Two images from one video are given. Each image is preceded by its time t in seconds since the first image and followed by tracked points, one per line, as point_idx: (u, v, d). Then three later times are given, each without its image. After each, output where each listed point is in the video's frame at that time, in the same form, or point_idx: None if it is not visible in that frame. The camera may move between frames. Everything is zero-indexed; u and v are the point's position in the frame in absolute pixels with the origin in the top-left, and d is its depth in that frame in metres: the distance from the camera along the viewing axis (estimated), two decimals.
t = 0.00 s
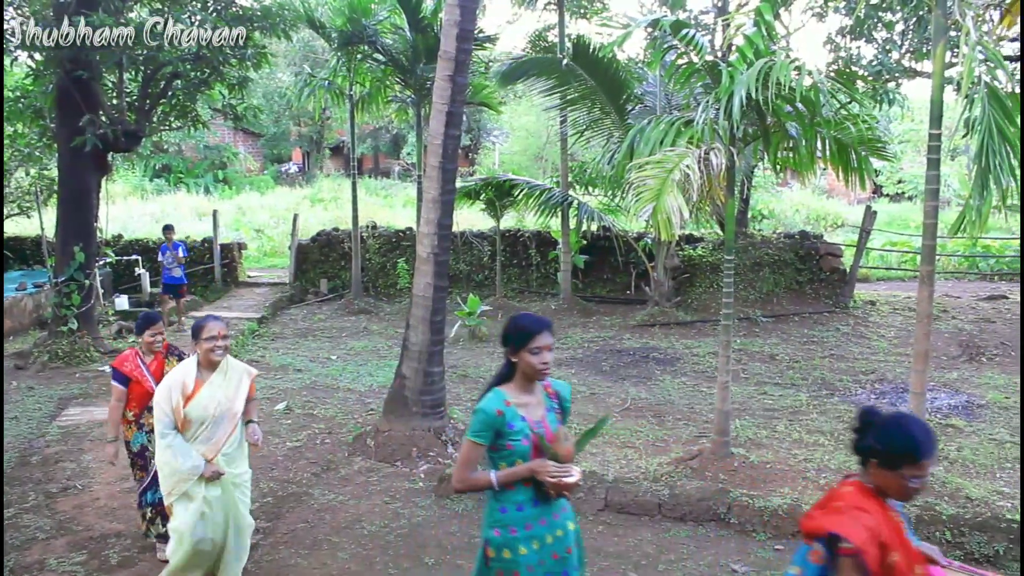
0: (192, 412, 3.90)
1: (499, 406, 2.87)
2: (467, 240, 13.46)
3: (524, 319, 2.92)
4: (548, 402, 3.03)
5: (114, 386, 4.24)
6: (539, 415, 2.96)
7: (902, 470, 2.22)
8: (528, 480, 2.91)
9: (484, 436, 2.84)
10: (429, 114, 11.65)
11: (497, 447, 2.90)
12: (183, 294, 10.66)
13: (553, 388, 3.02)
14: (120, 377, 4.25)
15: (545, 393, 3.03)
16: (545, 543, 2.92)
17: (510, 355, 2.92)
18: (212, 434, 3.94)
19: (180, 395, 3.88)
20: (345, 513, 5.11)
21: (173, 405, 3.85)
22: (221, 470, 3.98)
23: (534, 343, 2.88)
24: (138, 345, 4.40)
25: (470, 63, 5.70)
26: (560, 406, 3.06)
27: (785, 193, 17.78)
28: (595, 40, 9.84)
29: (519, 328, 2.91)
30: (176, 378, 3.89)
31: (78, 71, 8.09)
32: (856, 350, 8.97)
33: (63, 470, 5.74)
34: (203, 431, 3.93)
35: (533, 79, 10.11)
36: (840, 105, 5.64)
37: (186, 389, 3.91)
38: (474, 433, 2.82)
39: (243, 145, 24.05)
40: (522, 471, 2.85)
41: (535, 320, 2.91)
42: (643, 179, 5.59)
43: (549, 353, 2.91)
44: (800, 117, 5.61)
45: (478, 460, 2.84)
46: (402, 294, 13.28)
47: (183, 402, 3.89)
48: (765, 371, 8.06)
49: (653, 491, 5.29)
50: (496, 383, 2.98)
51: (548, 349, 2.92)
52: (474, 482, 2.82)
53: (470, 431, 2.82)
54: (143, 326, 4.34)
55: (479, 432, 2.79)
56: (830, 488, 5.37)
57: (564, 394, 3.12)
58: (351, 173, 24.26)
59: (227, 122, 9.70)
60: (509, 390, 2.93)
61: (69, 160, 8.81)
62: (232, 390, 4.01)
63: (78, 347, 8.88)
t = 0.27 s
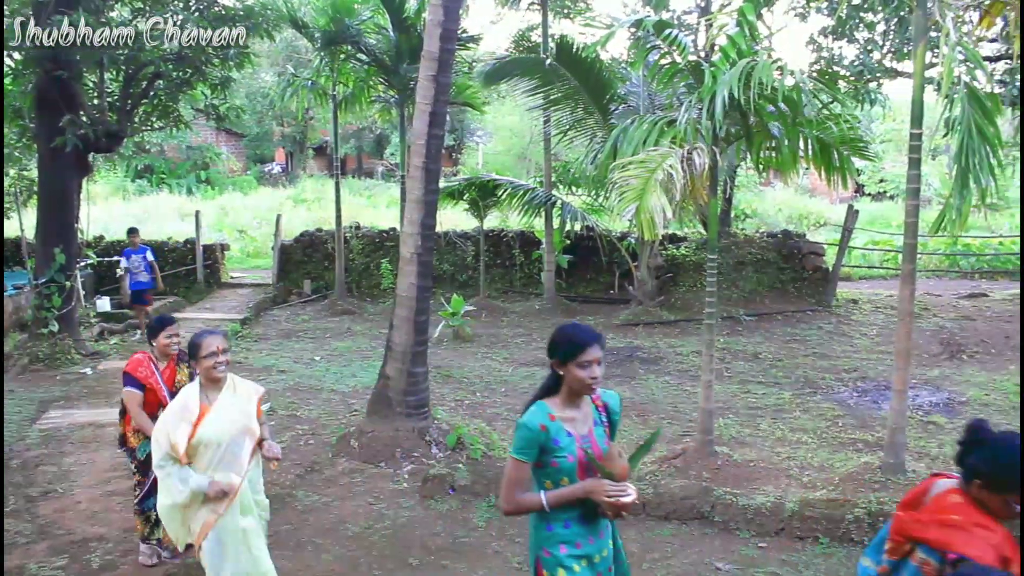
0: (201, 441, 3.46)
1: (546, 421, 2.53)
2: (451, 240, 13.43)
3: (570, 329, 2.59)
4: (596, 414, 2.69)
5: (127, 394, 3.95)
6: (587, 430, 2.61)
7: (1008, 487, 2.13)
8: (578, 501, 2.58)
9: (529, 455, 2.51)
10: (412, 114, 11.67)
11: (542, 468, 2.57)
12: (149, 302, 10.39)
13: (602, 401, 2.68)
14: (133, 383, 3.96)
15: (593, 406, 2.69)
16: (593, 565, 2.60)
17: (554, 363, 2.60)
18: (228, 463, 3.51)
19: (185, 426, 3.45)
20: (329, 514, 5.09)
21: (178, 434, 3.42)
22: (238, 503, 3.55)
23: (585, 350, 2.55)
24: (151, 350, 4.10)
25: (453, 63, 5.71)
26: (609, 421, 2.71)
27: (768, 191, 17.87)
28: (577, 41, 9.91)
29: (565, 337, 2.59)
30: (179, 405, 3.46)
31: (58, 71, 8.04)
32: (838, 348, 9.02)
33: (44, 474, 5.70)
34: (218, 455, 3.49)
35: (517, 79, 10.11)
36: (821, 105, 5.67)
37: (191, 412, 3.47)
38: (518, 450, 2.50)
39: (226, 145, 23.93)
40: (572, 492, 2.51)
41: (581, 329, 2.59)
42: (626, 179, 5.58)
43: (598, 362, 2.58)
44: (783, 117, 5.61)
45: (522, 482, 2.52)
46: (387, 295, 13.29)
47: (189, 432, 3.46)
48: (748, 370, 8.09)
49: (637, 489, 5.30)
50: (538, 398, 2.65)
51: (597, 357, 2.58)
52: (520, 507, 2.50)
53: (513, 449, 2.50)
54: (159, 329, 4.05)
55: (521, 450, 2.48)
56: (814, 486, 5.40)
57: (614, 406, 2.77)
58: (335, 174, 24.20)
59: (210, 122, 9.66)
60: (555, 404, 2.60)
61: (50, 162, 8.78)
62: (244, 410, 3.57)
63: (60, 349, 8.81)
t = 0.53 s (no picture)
0: (203, 458, 3.28)
1: (587, 436, 2.43)
2: (411, 240, 13.38)
3: (607, 338, 2.48)
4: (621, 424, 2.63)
5: (123, 376, 4.02)
6: (620, 440, 2.55)
7: None
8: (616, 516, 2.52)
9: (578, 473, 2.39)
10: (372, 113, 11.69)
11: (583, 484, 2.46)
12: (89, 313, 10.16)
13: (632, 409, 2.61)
14: (130, 367, 4.04)
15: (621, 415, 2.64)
16: None
17: (593, 374, 2.47)
18: (233, 480, 3.30)
19: (186, 440, 3.28)
20: (290, 518, 5.06)
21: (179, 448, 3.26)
22: (242, 524, 3.36)
23: (628, 363, 2.45)
24: (151, 334, 4.16)
25: (413, 63, 5.70)
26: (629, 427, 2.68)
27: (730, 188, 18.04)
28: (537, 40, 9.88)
29: (602, 346, 2.47)
30: (180, 418, 3.30)
31: (9, 71, 7.90)
32: (796, 344, 9.13)
33: None
34: (220, 473, 3.29)
35: (477, 78, 10.06)
36: (779, 104, 5.68)
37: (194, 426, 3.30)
38: (562, 469, 2.38)
39: (184, 145, 23.61)
40: (617, 506, 2.44)
41: (616, 337, 2.48)
42: (586, 178, 5.57)
43: (638, 373, 2.48)
44: (741, 116, 5.63)
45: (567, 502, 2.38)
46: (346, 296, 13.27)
47: (190, 448, 3.28)
48: (708, 367, 8.16)
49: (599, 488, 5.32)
50: (569, 410, 2.54)
51: (636, 366, 2.49)
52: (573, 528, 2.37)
53: (555, 469, 2.37)
54: (159, 313, 4.07)
55: (571, 469, 2.35)
56: (773, 482, 5.45)
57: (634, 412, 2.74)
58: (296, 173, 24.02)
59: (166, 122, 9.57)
60: (590, 416, 2.50)
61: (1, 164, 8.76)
62: (249, 424, 3.38)
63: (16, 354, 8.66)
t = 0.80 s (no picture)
0: (190, 471, 2.88)
1: (603, 443, 2.34)
2: (336, 240, 13.34)
3: (628, 346, 2.39)
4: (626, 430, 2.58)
5: (61, 396, 3.67)
6: (627, 447, 2.49)
7: None
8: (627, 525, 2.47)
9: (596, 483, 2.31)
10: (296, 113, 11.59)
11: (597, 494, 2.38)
12: None
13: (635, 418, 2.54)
14: (68, 386, 3.68)
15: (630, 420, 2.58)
16: None
17: (608, 380, 2.40)
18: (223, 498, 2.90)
19: (172, 452, 2.87)
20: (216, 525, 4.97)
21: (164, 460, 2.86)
22: (232, 547, 2.95)
23: (647, 370, 2.37)
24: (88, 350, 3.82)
25: (336, 62, 5.64)
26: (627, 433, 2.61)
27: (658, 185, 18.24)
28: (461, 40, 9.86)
29: (619, 353, 2.38)
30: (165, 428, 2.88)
31: None
32: (720, 339, 9.32)
33: None
34: (208, 490, 2.89)
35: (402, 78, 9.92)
36: (701, 104, 5.73)
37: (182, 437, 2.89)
38: (581, 479, 2.29)
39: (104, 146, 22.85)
40: (629, 514, 2.38)
41: (638, 346, 2.39)
42: (511, 178, 5.56)
43: (655, 384, 2.41)
44: (665, 115, 5.67)
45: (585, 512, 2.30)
46: (270, 298, 13.15)
47: (177, 460, 2.88)
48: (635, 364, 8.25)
49: (527, 485, 5.33)
50: (576, 416, 2.44)
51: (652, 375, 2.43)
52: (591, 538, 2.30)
53: (575, 478, 2.28)
54: (97, 325, 3.75)
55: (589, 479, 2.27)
56: (699, 475, 5.53)
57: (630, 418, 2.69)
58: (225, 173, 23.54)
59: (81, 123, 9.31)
60: (602, 423, 2.41)
61: None
62: (243, 439, 2.96)
63: None
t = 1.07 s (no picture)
0: (183, 517, 2.37)
1: (615, 431, 2.42)
2: (259, 243, 13.21)
3: (636, 333, 2.47)
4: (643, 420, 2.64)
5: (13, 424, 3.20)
6: (642, 435, 2.56)
7: None
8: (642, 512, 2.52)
9: (604, 466, 2.38)
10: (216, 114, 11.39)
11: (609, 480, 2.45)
12: None
13: (653, 406, 2.60)
14: (21, 412, 3.22)
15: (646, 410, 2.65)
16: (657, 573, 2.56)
17: (620, 367, 2.48)
18: (221, 538, 2.46)
19: (158, 500, 2.32)
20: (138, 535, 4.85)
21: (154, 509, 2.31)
22: None
23: (659, 357, 2.44)
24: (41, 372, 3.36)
25: (256, 61, 5.56)
26: (646, 421, 2.67)
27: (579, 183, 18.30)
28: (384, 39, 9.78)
29: (628, 341, 2.47)
30: (143, 472, 2.34)
31: None
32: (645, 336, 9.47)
33: None
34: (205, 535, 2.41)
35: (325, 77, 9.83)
36: (624, 104, 5.77)
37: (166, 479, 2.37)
38: (592, 464, 2.36)
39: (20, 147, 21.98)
40: (644, 500, 2.44)
41: (645, 332, 2.47)
42: (435, 178, 5.49)
43: (667, 370, 2.48)
44: (588, 115, 5.72)
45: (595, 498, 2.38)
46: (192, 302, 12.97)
47: (165, 508, 2.34)
48: (561, 362, 8.31)
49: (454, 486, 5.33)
50: (590, 406, 2.52)
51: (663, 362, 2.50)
52: (599, 521, 2.37)
53: (586, 463, 2.35)
54: (45, 342, 3.30)
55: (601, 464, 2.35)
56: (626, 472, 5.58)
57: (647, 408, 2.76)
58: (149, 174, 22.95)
59: None
60: (616, 411, 2.48)
61: None
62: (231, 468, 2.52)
63: None
